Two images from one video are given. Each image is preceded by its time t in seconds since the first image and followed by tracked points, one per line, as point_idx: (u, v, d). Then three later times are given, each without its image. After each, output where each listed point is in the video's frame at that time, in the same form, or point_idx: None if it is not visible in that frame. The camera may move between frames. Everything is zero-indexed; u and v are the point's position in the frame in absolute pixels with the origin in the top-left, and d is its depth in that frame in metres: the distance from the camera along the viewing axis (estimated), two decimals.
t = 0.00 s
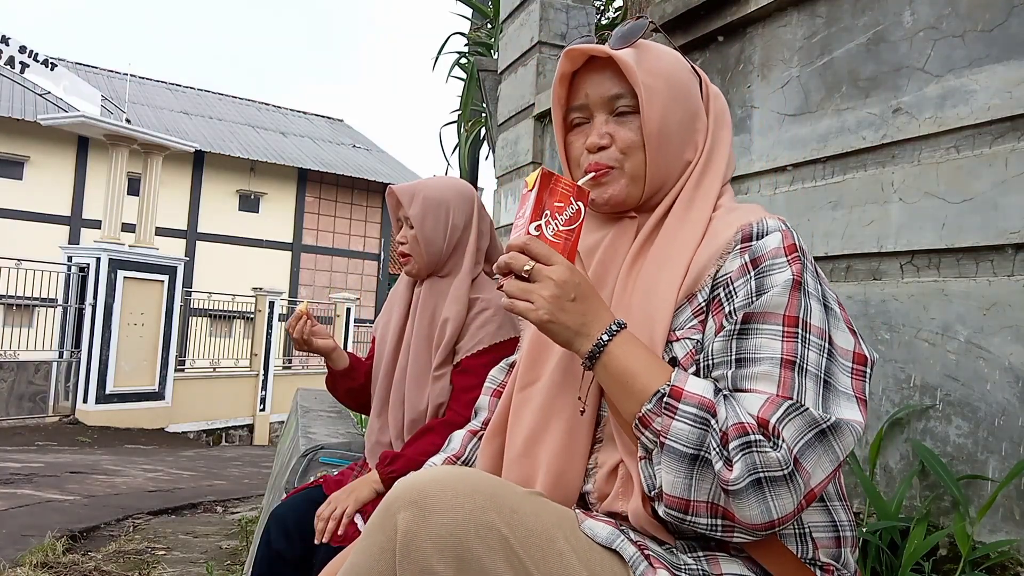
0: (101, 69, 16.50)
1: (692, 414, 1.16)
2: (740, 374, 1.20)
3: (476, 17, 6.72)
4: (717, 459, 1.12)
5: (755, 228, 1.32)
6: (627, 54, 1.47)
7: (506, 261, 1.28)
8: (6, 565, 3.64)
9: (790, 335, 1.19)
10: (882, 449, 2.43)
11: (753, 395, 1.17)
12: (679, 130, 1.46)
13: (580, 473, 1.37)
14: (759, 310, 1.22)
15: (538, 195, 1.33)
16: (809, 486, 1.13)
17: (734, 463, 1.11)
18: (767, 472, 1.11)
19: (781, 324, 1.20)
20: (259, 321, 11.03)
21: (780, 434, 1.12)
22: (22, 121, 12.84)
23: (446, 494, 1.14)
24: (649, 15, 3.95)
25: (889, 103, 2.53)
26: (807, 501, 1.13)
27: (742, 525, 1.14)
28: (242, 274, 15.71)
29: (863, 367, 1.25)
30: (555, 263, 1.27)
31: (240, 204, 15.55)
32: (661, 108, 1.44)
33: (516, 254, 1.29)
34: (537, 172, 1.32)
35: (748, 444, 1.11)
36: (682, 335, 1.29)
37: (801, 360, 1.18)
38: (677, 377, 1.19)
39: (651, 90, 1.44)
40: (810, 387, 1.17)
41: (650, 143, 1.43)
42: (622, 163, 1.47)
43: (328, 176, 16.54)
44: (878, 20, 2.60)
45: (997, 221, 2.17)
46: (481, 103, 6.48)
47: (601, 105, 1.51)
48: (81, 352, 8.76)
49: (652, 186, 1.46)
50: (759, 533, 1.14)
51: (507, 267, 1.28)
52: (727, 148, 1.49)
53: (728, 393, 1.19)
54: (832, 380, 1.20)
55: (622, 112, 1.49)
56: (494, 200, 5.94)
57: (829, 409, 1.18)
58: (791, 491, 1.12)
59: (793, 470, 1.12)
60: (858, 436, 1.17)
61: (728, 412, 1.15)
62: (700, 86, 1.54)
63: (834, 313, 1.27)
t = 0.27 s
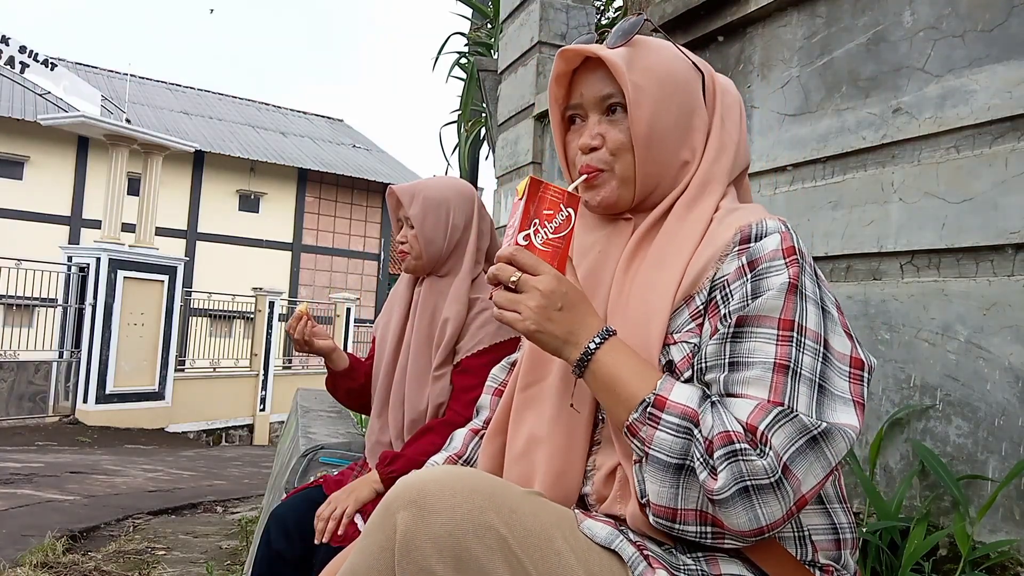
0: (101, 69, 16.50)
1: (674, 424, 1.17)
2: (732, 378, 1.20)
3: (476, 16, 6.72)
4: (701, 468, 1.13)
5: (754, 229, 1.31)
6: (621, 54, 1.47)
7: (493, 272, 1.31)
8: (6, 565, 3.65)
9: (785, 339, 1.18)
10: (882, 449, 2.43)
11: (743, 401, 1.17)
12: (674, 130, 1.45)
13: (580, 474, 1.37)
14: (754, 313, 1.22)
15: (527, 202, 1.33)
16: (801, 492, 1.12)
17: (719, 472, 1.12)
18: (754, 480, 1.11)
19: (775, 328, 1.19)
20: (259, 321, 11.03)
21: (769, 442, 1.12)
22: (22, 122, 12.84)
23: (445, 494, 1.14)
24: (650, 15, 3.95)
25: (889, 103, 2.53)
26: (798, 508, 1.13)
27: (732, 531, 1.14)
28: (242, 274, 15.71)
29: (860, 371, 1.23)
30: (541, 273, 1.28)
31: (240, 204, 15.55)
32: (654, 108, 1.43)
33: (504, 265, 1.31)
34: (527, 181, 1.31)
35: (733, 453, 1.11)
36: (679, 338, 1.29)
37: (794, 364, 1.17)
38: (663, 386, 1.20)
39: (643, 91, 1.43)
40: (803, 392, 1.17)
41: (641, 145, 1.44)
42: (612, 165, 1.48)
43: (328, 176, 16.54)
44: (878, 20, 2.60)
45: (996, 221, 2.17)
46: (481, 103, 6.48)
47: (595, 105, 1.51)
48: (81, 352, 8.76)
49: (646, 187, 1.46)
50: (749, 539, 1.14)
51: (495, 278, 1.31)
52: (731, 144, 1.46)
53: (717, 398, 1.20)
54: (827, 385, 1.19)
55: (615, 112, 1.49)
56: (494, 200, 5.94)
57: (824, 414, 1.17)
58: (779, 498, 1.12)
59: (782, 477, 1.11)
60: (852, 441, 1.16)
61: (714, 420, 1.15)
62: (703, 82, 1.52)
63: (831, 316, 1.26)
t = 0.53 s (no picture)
0: (101, 69, 16.50)
1: (664, 432, 1.17)
2: (725, 384, 1.20)
3: (476, 16, 6.72)
4: (691, 477, 1.14)
5: (754, 232, 1.31)
6: (616, 53, 1.47)
7: (486, 278, 1.31)
8: (6, 565, 3.65)
9: (780, 345, 1.18)
10: (882, 449, 2.43)
11: (736, 407, 1.17)
12: (671, 130, 1.45)
13: (579, 476, 1.37)
14: (749, 318, 1.21)
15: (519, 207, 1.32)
16: (793, 500, 1.12)
17: (708, 481, 1.12)
18: (745, 488, 1.11)
19: (771, 333, 1.19)
20: (259, 321, 11.03)
21: (761, 451, 1.11)
22: (22, 122, 12.84)
23: (445, 496, 1.14)
24: (650, 15, 3.95)
25: (889, 103, 2.53)
26: (791, 516, 1.12)
27: (724, 539, 1.15)
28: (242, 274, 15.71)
29: (857, 377, 1.22)
30: (533, 279, 1.29)
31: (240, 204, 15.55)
32: (649, 106, 1.43)
33: (497, 271, 1.32)
34: (521, 185, 1.31)
35: (723, 462, 1.12)
36: (677, 343, 1.29)
37: (790, 370, 1.17)
38: (653, 394, 1.20)
39: (638, 91, 1.43)
40: (798, 399, 1.16)
41: (635, 145, 1.44)
42: (607, 165, 1.48)
43: (328, 176, 16.54)
44: (878, 20, 2.60)
45: (997, 222, 2.17)
46: (481, 103, 6.48)
47: (590, 103, 1.52)
48: (81, 352, 8.76)
49: (642, 188, 1.46)
50: (742, 546, 1.15)
51: (487, 284, 1.32)
52: (733, 141, 1.45)
53: (710, 405, 1.19)
54: (823, 391, 1.18)
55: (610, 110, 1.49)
56: (494, 200, 5.94)
57: (819, 421, 1.16)
58: (770, 507, 1.11)
59: (773, 486, 1.11)
60: (848, 448, 1.15)
61: (704, 428, 1.15)
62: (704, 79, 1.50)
63: (829, 321, 1.25)
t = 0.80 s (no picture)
0: (101, 69, 16.50)
1: (659, 440, 1.17)
2: (724, 390, 1.20)
3: (476, 16, 6.73)
4: (687, 485, 1.13)
5: (754, 235, 1.30)
6: (613, 50, 1.46)
7: (482, 281, 1.32)
8: (6, 565, 3.65)
9: (780, 351, 1.18)
10: (882, 449, 2.43)
11: (734, 414, 1.17)
12: (670, 129, 1.44)
13: (578, 479, 1.37)
14: (749, 323, 1.21)
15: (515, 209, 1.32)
16: (791, 508, 1.12)
17: (705, 490, 1.12)
18: (741, 497, 1.11)
19: (770, 340, 1.19)
20: (259, 321, 11.02)
21: (759, 459, 1.11)
22: (22, 122, 12.85)
23: (446, 499, 1.14)
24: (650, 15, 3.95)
25: (889, 103, 2.53)
26: (788, 524, 1.12)
27: (721, 547, 1.14)
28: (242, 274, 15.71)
29: (856, 383, 1.22)
30: (529, 282, 1.29)
31: (240, 204, 15.55)
32: (646, 105, 1.43)
33: (493, 274, 1.32)
34: (518, 187, 1.30)
35: (719, 470, 1.11)
36: (675, 348, 1.28)
37: (789, 377, 1.17)
38: (649, 401, 1.19)
39: (635, 90, 1.43)
40: (797, 405, 1.16)
41: (632, 145, 1.44)
42: (604, 165, 1.48)
43: (328, 176, 16.55)
44: (877, 20, 2.60)
45: (996, 221, 2.17)
46: (481, 103, 6.48)
47: (587, 101, 1.52)
48: (81, 352, 8.76)
49: (640, 189, 1.46)
50: (739, 554, 1.14)
51: (484, 288, 1.32)
52: (733, 140, 1.44)
53: (707, 411, 1.19)
54: (822, 398, 1.18)
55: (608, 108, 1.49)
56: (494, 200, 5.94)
57: (818, 427, 1.16)
58: (767, 515, 1.11)
59: (770, 494, 1.11)
60: (847, 455, 1.14)
61: (701, 435, 1.15)
62: (704, 75, 1.50)
63: (829, 326, 1.25)
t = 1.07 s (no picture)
0: (101, 69, 16.49)
1: (659, 443, 1.16)
2: (723, 394, 1.20)
3: (476, 17, 6.73)
4: (687, 489, 1.13)
5: (755, 237, 1.30)
6: (611, 49, 1.46)
7: (480, 281, 1.31)
8: (6, 565, 3.65)
9: (780, 355, 1.18)
10: (882, 449, 2.43)
11: (734, 418, 1.16)
12: (669, 130, 1.44)
13: (578, 481, 1.37)
14: (748, 326, 1.21)
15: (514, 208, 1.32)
16: (791, 513, 1.12)
17: (704, 494, 1.12)
18: (741, 501, 1.11)
19: (770, 342, 1.19)
20: (259, 321, 11.02)
21: (758, 463, 1.11)
22: (22, 122, 12.85)
23: (448, 501, 1.14)
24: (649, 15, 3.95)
25: (889, 103, 2.53)
26: (787, 528, 1.12)
27: (719, 550, 1.15)
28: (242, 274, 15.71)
29: (856, 386, 1.22)
30: (527, 282, 1.29)
31: (240, 204, 15.55)
32: (644, 106, 1.43)
33: (491, 274, 1.32)
34: (517, 185, 1.31)
35: (719, 474, 1.11)
36: (676, 351, 1.28)
37: (789, 380, 1.17)
38: (649, 403, 1.19)
39: (633, 91, 1.43)
40: (797, 409, 1.16)
41: (631, 146, 1.43)
42: (603, 166, 1.49)
43: (328, 176, 16.55)
44: (877, 20, 2.60)
45: (997, 221, 2.17)
46: (481, 103, 6.48)
47: (585, 101, 1.52)
48: (81, 352, 8.76)
49: (639, 189, 1.46)
50: (737, 558, 1.14)
51: (481, 287, 1.31)
52: (733, 139, 1.44)
53: (707, 415, 1.19)
54: (821, 401, 1.18)
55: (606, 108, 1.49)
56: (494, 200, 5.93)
57: (818, 431, 1.16)
58: (767, 520, 1.11)
59: (770, 499, 1.11)
60: (847, 460, 1.14)
61: (701, 439, 1.15)
62: (704, 74, 1.49)
63: (830, 329, 1.25)
